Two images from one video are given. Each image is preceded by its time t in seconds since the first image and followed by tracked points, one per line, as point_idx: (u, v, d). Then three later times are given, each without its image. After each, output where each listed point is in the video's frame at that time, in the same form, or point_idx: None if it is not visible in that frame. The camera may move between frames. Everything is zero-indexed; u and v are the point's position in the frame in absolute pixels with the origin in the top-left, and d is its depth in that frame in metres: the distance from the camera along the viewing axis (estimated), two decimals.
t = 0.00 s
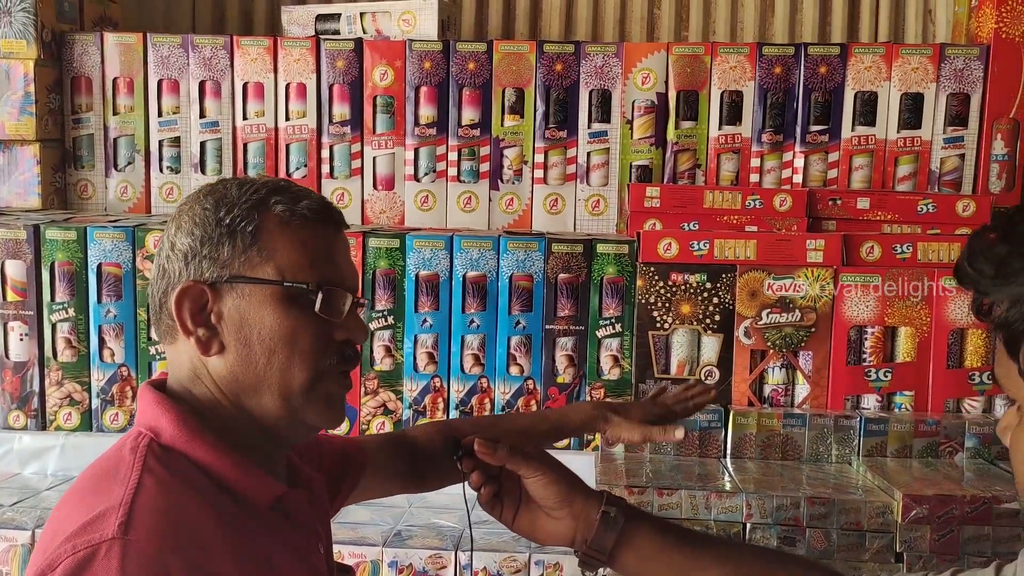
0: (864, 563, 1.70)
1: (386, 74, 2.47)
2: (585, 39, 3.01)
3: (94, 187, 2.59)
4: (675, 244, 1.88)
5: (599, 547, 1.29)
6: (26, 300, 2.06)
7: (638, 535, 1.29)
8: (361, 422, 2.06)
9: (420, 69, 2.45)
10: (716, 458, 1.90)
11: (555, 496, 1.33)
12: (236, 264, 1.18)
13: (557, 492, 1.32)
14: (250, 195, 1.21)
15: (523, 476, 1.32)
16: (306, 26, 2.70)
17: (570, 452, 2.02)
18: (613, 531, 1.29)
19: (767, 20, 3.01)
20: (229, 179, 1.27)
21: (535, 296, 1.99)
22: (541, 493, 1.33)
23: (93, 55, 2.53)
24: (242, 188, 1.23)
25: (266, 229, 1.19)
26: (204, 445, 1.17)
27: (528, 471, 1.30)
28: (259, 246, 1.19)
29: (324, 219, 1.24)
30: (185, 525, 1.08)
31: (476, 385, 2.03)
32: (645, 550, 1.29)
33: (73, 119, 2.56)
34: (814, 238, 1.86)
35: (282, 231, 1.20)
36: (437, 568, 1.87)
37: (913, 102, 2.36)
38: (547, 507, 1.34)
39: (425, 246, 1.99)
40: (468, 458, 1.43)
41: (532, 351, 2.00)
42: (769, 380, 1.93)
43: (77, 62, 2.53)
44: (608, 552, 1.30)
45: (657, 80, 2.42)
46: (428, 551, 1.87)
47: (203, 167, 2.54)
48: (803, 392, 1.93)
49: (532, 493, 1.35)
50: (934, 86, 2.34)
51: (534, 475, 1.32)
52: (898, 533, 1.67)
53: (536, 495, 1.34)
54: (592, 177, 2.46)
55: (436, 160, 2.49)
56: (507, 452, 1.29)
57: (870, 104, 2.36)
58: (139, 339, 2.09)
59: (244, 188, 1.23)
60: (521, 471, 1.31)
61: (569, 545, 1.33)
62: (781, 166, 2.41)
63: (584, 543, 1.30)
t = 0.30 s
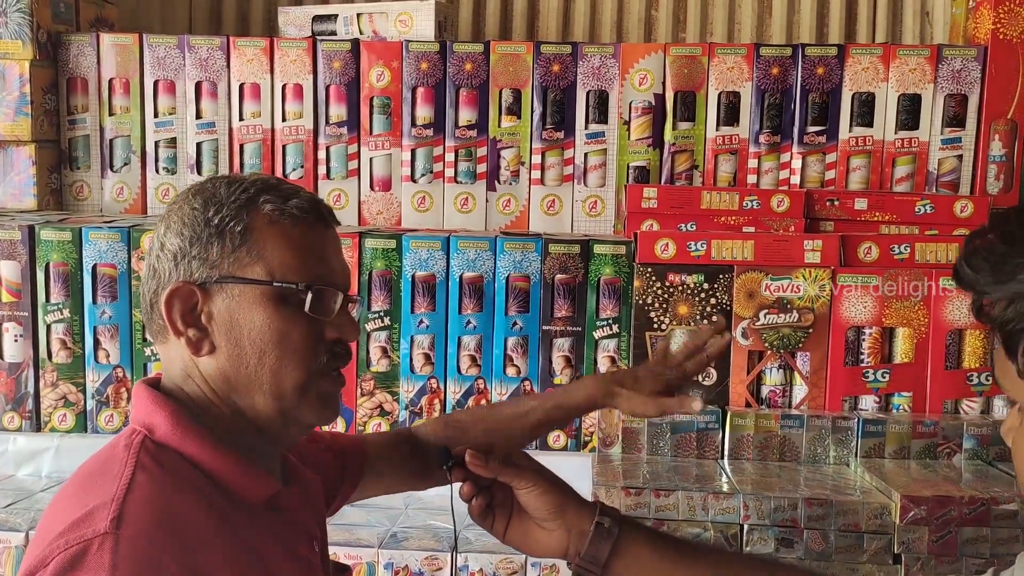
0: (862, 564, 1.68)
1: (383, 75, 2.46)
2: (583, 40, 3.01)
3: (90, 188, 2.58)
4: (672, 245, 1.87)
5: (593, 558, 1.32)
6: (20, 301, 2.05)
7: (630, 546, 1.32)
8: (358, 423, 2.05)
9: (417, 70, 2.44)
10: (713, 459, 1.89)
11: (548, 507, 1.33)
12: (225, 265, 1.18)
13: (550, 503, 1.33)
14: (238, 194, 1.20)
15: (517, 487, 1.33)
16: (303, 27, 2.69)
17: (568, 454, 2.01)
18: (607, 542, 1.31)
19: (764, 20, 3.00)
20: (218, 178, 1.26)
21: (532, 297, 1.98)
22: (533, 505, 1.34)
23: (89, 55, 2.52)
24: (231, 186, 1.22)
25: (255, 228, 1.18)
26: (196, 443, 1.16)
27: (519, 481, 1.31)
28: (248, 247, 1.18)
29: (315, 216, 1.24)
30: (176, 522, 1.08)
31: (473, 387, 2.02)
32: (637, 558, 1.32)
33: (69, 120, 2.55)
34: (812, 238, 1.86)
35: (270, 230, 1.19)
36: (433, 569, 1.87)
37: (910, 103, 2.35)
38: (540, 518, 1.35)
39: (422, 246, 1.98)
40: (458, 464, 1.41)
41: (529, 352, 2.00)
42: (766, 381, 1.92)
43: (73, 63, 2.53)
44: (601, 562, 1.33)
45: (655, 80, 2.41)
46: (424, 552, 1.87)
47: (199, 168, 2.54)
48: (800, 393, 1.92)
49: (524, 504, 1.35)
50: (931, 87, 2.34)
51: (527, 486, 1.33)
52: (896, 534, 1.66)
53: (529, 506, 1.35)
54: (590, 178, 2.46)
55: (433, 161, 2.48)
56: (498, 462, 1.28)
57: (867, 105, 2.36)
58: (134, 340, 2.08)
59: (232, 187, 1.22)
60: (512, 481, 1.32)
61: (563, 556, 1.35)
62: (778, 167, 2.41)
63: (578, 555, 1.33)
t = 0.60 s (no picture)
0: (865, 564, 1.68)
1: (384, 75, 2.46)
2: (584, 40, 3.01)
3: (92, 188, 2.58)
4: (673, 244, 1.87)
5: (590, 555, 1.29)
6: (22, 301, 2.05)
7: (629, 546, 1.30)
8: (359, 423, 2.05)
9: (418, 70, 2.44)
10: (716, 459, 1.89)
11: (547, 503, 1.31)
12: (235, 269, 1.18)
13: (549, 499, 1.30)
14: (244, 196, 1.20)
15: (516, 483, 1.30)
16: (304, 27, 2.70)
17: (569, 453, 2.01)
18: (604, 540, 1.29)
19: (766, 20, 3.00)
20: (217, 175, 1.25)
21: (532, 297, 1.98)
22: (533, 501, 1.31)
23: (91, 56, 2.53)
24: (233, 185, 1.22)
25: (263, 232, 1.19)
26: (187, 445, 1.19)
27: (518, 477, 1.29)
28: (258, 251, 1.19)
29: (320, 216, 1.26)
30: (158, 525, 1.10)
31: (474, 386, 2.02)
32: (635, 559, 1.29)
33: (71, 121, 2.56)
34: (813, 237, 1.85)
35: (278, 233, 1.20)
36: (434, 569, 1.87)
37: (913, 102, 2.34)
38: (539, 515, 1.33)
39: (423, 246, 1.98)
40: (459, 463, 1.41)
41: (530, 352, 1.99)
42: (768, 380, 1.92)
43: (75, 64, 2.53)
44: (598, 561, 1.30)
45: (656, 80, 2.41)
46: (424, 552, 1.87)
47: (201, 168, 2.54)
48: (802, 393, 1.91)
49: (523, 500, 1.33)
50: (934, 85, 2.33)
51: (525, 482, 1.30)
52: (899, 533, 1.65)
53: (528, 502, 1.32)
54: (591, 178, 2.45)
55: (434, 160, 2.48)
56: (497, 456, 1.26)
57: (870, 104, 2.35)
58: (136, 340, 2.08)
59: (235, 187, 1.21)
60: (512, 477, 1.30)
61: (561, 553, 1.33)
62: (780, 167, 2.40)
63: (575, 552, 1.31)
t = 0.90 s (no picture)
0: (867, 562, 1.67)
1: (386, 73, 2.46)
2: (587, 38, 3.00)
3: (95, 187, 2.59)
4: (675, 241, 1.86)
5: (585, 551, 1.27)
6: (23, 299, 2.06)
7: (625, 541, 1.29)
8: (360, 422, 2.05)
9: (420, 68, 2.44)
10: (717, 457, 1.88)
11: (539, 498, 1.31)
12: (240, 266, 1.19)
13: (540, 494, 1.30)
14: (247, 193, 1.21)
15: (508, 479, 1.30)
16: (307, 26, 2.70)
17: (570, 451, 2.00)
18: (598, 535, 1.27)
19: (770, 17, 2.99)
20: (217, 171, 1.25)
21: (533, 295, 1.97)
22: (525, 496, 1.31)
23: (94, 55, 2.53)
24: (236, 182, 1.22)
25: (268, 229, 1.20)
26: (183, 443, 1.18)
27: (510, 472, 1.29)
28: (263, 249, 1.20)
29: (323, 214, 1.27)
30: (153, 524, 1.10)
31: (474, 384, 2.01)
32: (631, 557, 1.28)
33: (73, 120, 2.56)
34: (816, 234, 1.84)
35: (283, 230, 1.21)
36: (433, 567, 1.86)
37: (917, 99, 2.33)
38: (530, 510, 1.32)
39: (423, 244, 1.98)
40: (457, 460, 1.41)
41: (531, 350, 1.99)
42: (770, 378, 1.90)
43: (78, 63, 2.54)
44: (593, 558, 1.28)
45: (659, 78, 2.40)
46: (424, 550, 1.86)
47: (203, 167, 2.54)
48: (804, 391, 1.90)
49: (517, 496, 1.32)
50: (938, 82, 2.32)
51: (517, 477, 1.30)
52: (901, 531, 1.64)
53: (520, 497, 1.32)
54: (594, 176, 2.45)
55: (436, 159, 2.48)
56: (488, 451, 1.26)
57: (873, 102, 2.35)
58: (137, 338, 2.08)
59: (238, 184, 1.21)
60: (504, 472, 1.30)
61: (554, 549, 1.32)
62: (783, 164, 2.39)
63: (569, 549, 1.30)
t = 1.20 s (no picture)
0: (863, 562, 1.67)
1: (385, 74, 2.46)
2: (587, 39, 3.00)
3: (95, 187, 2.59)
4: (672, 241, 1.86)
5: (582, 550, 1.29)
6: (23, 298, 2.07)
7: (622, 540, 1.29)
8: (359, 421, 2.05)
9: (419, 69, 2.44)
10: (714, 457, 1.86)
11: (537, 498, 1.32)
12: (244, 262, 1.19)
13: (538, 494, 1.31)
14: (251, 191, 1.21)
15: (506, 479, 1.32)
16: (307, 26, 2.70)
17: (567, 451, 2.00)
18: (596, 535, 1.28)
19: (770, 18, 2.99)
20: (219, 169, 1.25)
21: (532, 294, 1.97)
22: (523, 496, 1.32)
23: (94, 55, 2.54)
24: (239, 180, 1.22)
25: (271, 226, 1.21)
26: (183, 441, 1.19)
27: (507, 472, 1.30)
28: (267, 245, 1.20)
29: (324, 212, 1.28)
30: (154, 521, 1.10)
31: (473, 384, 2.01)
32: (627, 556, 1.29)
33: (74, 120, 2.57)
34: (813, 234, 1.84)
35: (286, 227, 1.22)
36: (430, 567, 1.87)
37: (916, 99, 2.33)
38: (529, 511, 1.34)
39: (421, 244, 1.98)
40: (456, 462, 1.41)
41: (530, 349, 1.99)
42: (768, 378, 1.91)
43: (79, 63, 2.54)
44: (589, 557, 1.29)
45: (658, 78, 2.40)
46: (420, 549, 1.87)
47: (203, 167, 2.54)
48: (802, 391, 1.90)
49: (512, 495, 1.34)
50: (937, 82, 2.32)
51: (515, 477, 1.32)
52: (898, 532, 1.64)
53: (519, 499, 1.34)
54: (593, 176, 2.45)
55: (436, 159, 2.48)
56: (485, 450, 1.29)
57: (872, 102, 2.35)
58: (136, 337, 2.08)
59: (241, 182, 1.22)
60: (501, 473, 1.31)
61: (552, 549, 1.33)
62: (783, 164, 2.39)
63: (567, 549, 1.31)
